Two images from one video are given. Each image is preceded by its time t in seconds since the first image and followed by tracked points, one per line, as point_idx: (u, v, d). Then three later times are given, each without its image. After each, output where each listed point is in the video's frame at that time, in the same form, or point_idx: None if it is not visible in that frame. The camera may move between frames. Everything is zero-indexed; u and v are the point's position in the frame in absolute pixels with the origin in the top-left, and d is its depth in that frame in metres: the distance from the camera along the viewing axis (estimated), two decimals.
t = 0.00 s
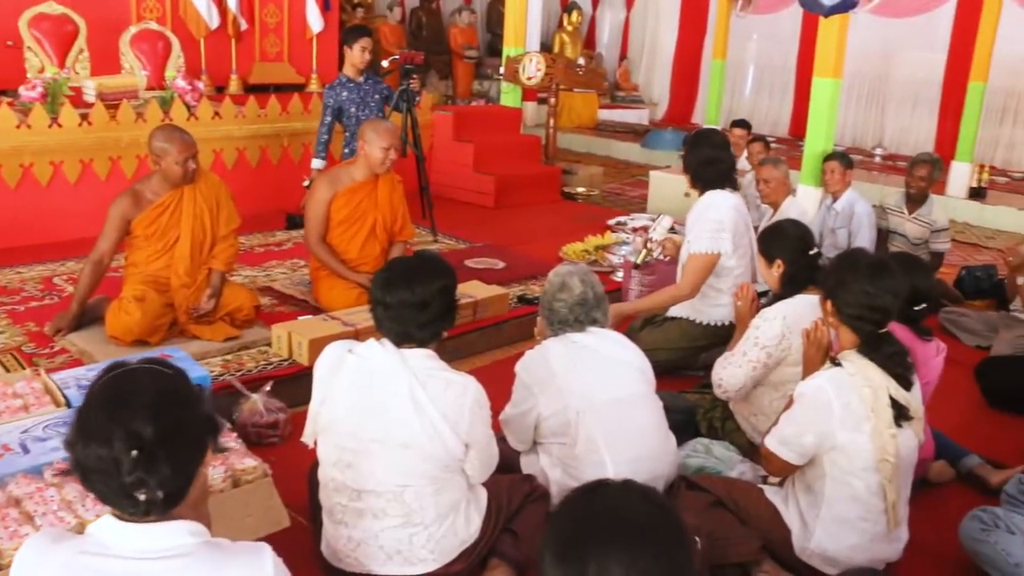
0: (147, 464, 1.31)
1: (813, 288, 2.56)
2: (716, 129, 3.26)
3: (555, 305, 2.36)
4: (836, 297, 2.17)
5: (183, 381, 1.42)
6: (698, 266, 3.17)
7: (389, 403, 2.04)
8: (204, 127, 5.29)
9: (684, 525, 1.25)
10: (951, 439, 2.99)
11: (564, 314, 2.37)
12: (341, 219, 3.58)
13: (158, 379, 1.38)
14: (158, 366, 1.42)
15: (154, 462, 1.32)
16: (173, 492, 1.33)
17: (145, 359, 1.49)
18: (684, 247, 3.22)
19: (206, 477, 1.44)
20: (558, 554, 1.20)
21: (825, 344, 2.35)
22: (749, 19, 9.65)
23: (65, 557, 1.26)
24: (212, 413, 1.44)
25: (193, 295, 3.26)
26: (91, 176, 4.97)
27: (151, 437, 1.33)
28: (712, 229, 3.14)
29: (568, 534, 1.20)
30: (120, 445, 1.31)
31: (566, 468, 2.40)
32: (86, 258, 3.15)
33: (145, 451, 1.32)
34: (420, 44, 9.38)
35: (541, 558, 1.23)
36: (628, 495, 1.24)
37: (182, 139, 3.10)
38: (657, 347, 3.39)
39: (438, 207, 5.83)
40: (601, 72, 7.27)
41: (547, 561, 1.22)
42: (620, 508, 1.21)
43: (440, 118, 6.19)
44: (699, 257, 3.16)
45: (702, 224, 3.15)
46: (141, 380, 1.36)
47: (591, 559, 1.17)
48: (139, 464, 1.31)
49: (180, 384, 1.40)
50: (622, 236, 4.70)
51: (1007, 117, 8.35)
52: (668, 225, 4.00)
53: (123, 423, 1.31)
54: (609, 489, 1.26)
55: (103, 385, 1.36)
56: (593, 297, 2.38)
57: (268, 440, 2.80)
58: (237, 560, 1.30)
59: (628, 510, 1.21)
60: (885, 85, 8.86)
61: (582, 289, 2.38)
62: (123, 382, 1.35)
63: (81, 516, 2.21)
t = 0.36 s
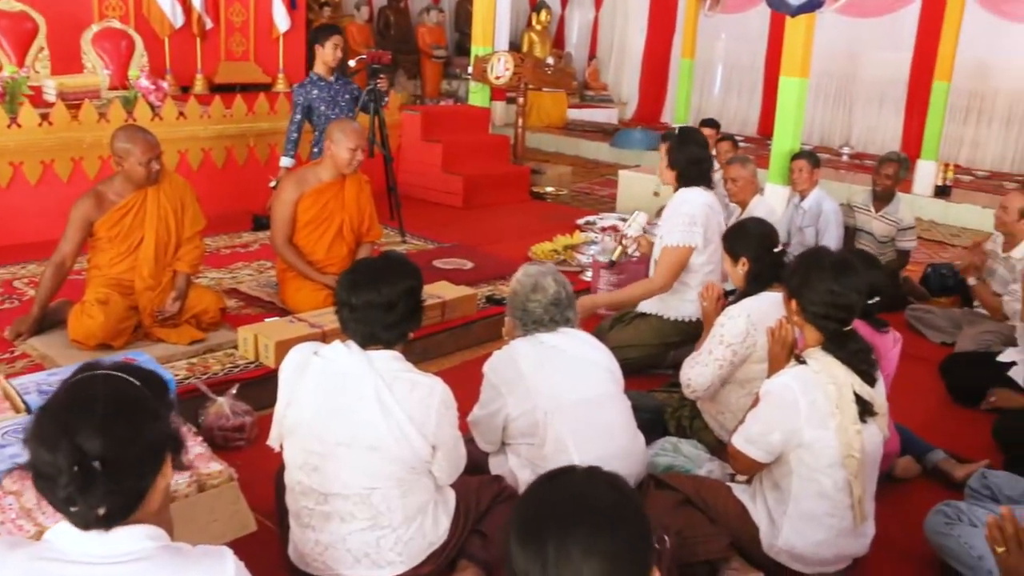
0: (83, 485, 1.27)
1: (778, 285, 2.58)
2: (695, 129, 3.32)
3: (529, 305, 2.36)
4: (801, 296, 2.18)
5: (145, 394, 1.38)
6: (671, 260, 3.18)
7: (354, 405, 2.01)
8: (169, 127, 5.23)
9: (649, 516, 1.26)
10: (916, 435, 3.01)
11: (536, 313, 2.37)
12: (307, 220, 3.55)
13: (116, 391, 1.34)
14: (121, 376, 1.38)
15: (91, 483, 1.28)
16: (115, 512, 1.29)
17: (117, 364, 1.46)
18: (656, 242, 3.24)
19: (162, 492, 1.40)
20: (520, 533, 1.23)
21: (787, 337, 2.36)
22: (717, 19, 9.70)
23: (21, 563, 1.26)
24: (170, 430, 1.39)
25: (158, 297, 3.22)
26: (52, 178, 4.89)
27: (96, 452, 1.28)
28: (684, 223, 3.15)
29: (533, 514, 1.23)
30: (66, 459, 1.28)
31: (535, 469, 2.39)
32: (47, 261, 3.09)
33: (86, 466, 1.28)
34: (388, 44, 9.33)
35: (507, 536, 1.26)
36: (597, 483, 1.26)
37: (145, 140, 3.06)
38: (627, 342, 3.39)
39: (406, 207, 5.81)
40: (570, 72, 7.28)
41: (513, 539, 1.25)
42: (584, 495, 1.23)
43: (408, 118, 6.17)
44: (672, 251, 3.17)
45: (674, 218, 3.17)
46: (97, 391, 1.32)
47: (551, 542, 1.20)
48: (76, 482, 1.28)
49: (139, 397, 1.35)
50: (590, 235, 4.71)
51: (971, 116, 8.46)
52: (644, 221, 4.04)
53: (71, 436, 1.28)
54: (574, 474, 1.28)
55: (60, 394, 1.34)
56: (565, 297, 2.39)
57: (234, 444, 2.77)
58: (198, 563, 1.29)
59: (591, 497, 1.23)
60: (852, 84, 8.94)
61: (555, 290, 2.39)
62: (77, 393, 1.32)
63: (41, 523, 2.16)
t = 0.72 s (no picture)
0: (58, 492, 1.26)
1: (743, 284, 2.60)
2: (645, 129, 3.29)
3: (497, 307, 2.33)
4: (768, 297, 2.19)
5: (129, 401, 1.35)
6: (631, 260, 3.20)
7: (320, 408, 2.00)
8: (133, 129, 5.16)
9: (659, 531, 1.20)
10: (882, 432, 3.05)
11: (504, 315, 2.34)
12: (274, 222, 3.53)
13: (99, 397, 1.32)
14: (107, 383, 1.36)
15: (67, 491, 1.26)
16: (88, 520, 1.27)
17: (108, 370, 1.43)
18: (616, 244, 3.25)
19: (142, 500, 1.37)
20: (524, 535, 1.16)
21: (754, 340, 2.38)
22: (685, 20, 9.76)
23: None
24: (152, 440, 1.36)
25: (123, 300, 3.18)
26: (15, 180, 4.82)
27: (74, 460, 1.27)
28: (643, 226, 3.18)
29: (540, 514, 1.17)
30: (43, 464, 1.26)
31: (504, 469, 2.39)
32: (9, 264, 3.05)
33: (64, 474, 1.27)
34: (356, 44, 9.31)
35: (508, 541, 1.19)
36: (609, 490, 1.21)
37: (109, 141, 3.01)
38: (597, 342, 3.39)
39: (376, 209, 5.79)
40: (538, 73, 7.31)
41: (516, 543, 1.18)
42: (592, 499, 1.18)
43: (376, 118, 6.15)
44: (632, 253, 3.20)
45: (633, 222, 3.19)
46: (79, 396, 1.31)
47: (557, 550, 1.13)
48: (51, 489, 1.26)
49: (122, 405, 1.33)
50: (558, 236, 4.73)
51: (934, 116, 8.58)
52: (606, 217, 4.04)
53: (50, 441, 1.26)
54: (587, 479, 1.23)
55: (44, 397, 1.32)
56: (535, 298, 2.37)
57: (202, 447, 2.74)
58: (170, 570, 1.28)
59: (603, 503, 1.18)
60: (818, 85, 9.04)
61: (523, 290, 2.36)
62: (58, 397, 1.30)
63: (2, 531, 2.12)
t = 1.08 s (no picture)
0: (42, 498, 1.24)
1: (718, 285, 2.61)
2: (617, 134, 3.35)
3: (471, 306, 2.31)
4: (742, 297, 2.20)
5: (121, 407, 1.33)
6: (621, 265, 3.19)
7: (294, 409, 1.99)
8: (104, 128, 5.10)
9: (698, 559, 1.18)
10: (855, 430, 3.07)
11: (480, 315, 2.32)
12: (247, 223, 3.51)
13: (88, 402, 1.30)
14: (100, 387, 1.33)
15: (53, 496, 1.24)
16: (71, 526, 1.25)
17: (100, 374, 1.40)
18: (602, 248, 3.24)
19: (127, 505, 1.35)
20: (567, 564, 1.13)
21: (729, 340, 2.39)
22: (660, 21, 9.79)
23: None
24: (140, 447, 1.34)
25: (95, 301, 3.15)
26: None
27: (64, 465, 1.25)
28: (627, 229, 3.17)
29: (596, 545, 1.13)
30: (30, 469, 1.24)
31: (481, 468, 2.39)
32: None
33: (51, 478, 1.25)
34: (331, 43, 9.26)
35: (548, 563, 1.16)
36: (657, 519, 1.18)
37: (80, 141, 2.97)
38: (573, 344, 3.40)
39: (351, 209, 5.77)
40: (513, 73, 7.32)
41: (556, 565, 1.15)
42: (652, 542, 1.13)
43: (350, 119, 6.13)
44: (621, 257, 3.18)
45: (615, 225, 3.19)
46: (68, 400, 1.28)
47: None
48: (36, 495, 1.24)
49: (111, 411, 1.31)
50: (533, 236, 4.74)
51: (906, 117, 8.67)
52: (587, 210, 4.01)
53: (37, 446, 1.25)
54: (645, 510, 1.19)
55: (34, 399, 1.30)
56: (510, 299, 2.34)
57: (176, 450, 2.72)
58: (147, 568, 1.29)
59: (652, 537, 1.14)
60: (791, 87, 9.11)
61: (498, 290, 2.34)
62: (49, 401, 1.28)
63: None
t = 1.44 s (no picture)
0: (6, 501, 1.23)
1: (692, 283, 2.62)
2: (613, 134, 3.37)
3: (459, 304, 2.30)
4: (714, 296, 2.21)
5: (92, 411, 1.31)
6: (610, 265, 3.19)
7: (270, 411, 1.97)
8: (75, 126, 5.05)
9: None
10: (828, 428, 3.09)
11: (468, 314, 2.31)
12: (220, 222, 3.48)
13: (57, 405, 1.28)
14: (70, 388, 1.31)
15: (18, 499, 1.23)
16: (36, 531, 1.24)
17: (72, 374, 1.38)
18: (590, 245, 3.25)
19: (97, 509, 1.33)
20: None
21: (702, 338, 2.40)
22: (635, 21, 9.82)
23: None
24: (110, 453, 1.31)
25: (66, 300, 3.12)
26: None
27: (27, 469, 1.23)
28: (617, 228, 3.18)
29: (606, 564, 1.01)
30: None
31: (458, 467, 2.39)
32: None
33: (15, 481, 1.23)
34: (305, 42, 9.21)
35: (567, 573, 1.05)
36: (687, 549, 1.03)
37: (50, 139, 2.93)
38: (548, 343, 3.40)
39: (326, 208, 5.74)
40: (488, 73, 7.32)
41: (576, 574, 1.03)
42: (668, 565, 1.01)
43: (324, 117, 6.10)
44: (610, 256, 3.19)
45: (606, 223, 3.19)
46: (38, 403, 1.27)
47: None
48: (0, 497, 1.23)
49: (80, 415, 1.28)
50: (508, 235, 4.75)
51: (878, 118, 8.76)
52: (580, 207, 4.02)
53: (4, 448, 1.23)
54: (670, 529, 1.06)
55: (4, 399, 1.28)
56: (499, 298, 2.33)
57: (148, 451, 2.70)
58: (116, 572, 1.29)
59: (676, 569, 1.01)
60: (765, 87, 9.17)
61: (487, 289, 2.32)
62: (17, 402, 1.26)
63: None
